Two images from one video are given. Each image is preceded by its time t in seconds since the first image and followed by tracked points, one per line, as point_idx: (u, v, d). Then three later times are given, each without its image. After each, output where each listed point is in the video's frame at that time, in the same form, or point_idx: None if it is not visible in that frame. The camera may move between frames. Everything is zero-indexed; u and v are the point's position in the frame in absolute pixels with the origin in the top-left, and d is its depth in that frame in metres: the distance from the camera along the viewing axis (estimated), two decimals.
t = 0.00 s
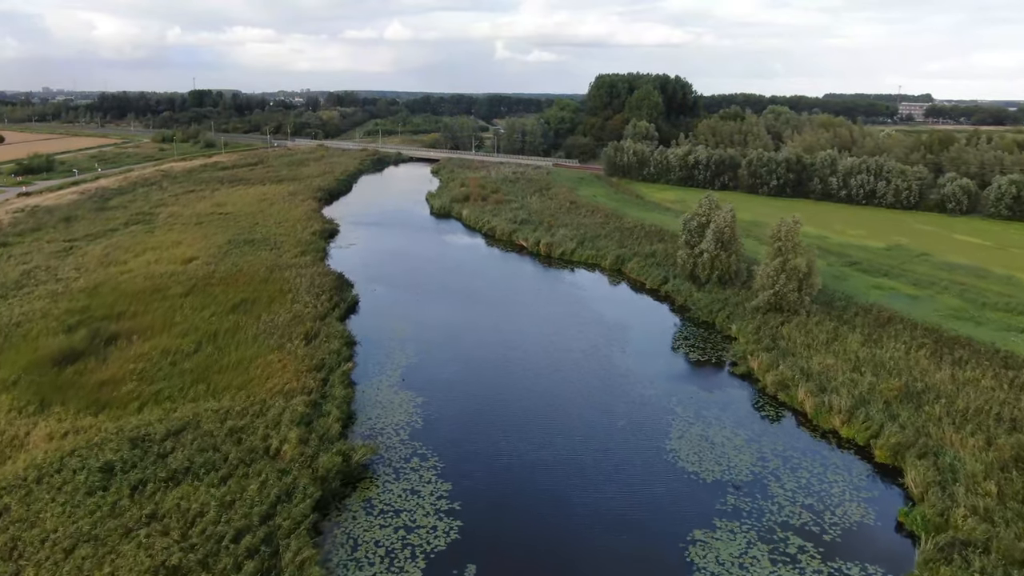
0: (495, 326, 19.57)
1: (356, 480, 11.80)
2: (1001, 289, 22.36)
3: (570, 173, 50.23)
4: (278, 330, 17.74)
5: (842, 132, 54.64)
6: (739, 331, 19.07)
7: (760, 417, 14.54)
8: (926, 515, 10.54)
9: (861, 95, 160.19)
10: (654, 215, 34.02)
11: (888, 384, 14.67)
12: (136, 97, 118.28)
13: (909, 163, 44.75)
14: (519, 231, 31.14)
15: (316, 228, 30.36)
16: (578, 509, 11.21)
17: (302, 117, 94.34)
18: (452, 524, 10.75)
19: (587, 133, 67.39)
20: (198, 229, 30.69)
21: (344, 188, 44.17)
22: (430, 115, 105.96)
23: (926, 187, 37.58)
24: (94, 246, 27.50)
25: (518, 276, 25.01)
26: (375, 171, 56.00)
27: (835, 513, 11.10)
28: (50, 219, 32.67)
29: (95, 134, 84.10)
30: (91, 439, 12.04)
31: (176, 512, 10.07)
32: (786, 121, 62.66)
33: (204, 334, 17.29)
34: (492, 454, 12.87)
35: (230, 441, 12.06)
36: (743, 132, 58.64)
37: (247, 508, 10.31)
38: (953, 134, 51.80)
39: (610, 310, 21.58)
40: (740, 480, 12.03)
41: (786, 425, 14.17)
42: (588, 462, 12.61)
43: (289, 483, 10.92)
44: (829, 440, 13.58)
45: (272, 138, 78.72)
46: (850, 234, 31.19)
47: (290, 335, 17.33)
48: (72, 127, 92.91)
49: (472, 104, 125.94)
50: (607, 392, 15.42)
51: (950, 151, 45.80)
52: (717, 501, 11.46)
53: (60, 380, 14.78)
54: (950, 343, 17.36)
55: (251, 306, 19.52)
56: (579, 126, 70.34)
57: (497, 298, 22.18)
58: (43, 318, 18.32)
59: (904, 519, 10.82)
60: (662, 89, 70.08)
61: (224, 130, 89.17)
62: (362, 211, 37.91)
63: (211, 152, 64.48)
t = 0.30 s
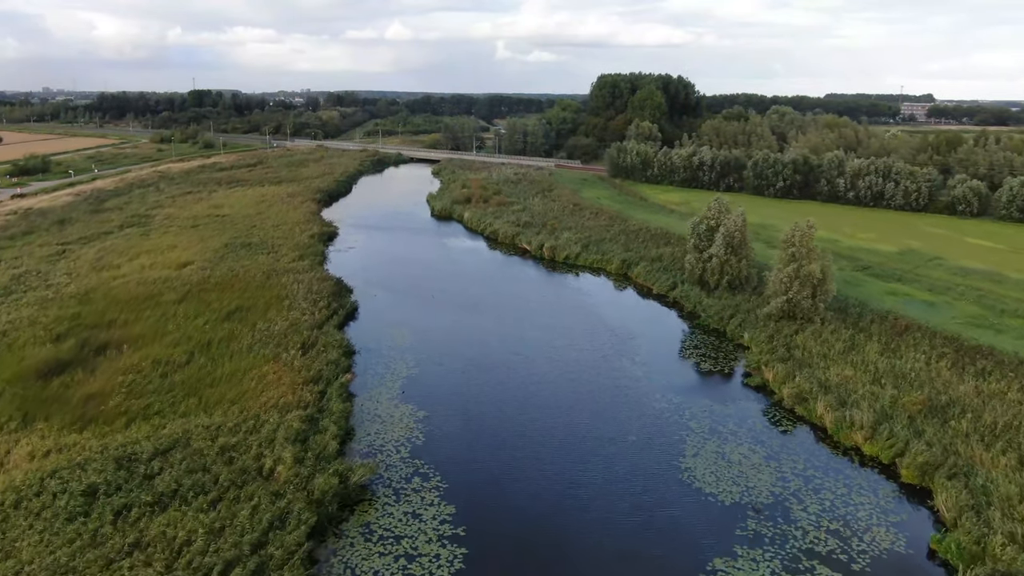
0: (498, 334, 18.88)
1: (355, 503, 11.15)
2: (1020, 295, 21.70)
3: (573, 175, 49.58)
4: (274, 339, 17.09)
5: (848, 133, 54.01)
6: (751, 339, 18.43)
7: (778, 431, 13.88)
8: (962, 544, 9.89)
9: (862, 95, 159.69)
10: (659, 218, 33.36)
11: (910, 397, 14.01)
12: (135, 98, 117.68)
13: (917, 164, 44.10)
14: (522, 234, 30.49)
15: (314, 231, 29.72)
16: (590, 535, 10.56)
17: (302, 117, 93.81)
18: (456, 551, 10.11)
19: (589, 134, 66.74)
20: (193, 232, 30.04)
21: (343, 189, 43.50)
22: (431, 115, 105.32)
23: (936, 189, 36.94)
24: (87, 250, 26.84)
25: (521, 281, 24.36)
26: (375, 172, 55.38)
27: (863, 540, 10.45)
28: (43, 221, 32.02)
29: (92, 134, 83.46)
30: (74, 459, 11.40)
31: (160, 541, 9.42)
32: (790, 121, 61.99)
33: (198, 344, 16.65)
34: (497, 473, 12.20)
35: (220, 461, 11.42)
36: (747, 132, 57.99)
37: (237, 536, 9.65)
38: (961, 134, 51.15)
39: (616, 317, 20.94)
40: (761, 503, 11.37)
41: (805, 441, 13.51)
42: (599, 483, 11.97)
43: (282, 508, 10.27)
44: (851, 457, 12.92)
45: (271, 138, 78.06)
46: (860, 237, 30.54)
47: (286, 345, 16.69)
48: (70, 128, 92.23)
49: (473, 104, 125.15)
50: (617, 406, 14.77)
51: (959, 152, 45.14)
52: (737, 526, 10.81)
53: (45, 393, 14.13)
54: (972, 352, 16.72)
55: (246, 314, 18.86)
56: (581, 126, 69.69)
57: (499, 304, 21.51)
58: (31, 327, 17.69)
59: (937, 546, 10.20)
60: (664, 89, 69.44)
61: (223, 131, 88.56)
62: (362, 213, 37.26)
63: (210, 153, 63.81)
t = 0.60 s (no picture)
0: (502, 342, 18.19)
1: (353, 528, 10.52)
2: None
3: (575, 176, 48.92)
4: (267, 348, 16.43)
5: (853, 133, 53.34)
6: (765, 348, 17.77)
7: (795, 447, 13.21)
8: None
9: (863, 96, 158.91)
10: (664, 220, 32.71)
11: (936, 412, 13.34)
12: (134, 98, 117.11)
13: (925, 165, 43.45)
14: (525, 237, 29.84)
15: (313, 234, 29.06)
16: (602, 563, 9.92)
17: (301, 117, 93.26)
18: None
19: (591, 134, 66.07)
20: (189, 235, 29.43)
21: (342, 190, 42.85)
22: (431, 115, 104.68)
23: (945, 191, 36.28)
24: (79, 254, 26.17)
25: (524, 286, 23.71)
26: (375, 173, 54.76)
27: (894, 570, 9.81)
28: (36, 224, 31.41)
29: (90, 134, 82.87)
30: (56, 480, 10.75)
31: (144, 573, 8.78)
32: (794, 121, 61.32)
33: (191, 354, 16.02)
34: (503, 495, 11.56)
35: (210, 483, 10.78)
36: (751, 133, 57.32)
37: (226, 567, 9.02)
38: (968, 135, 50.48)
39: (623, 323, 20.30)
40: (783, 528, 10.74)
41: (825, 458, 12.84)
42: (610, 505, 11.32)
43: (275, 536, 9.63)
44: (875, 476, 12.27)
45: (270, 138, 77.45)
46: (871, 240, 29.89)
47: (282, 355, 16.05)
48: (70, 129, 91.72)
49: (473, 104, 124.42)
50: (626, 420, 14.12)
51: (967, 152, 44.47)
52: (759, 554, 10.17)
53: (29, 407, 13.48)
54: (996, 362, 16.07)
55: (241, 322, 18.22)
56: (583, 126, 69.03)
57: (502, 311, 20.84)
58: (17, 335, 17.03)
59: None
60: (667, 89, 68.79)
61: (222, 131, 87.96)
62: (361, 215, 36.60)
63: (208, 154, 63.19)
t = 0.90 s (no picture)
0: (506, 351, 17.51)
1: (350, 557, 9.88)
2: None
3: (577, 177, 48.30)
4: (263, 358, 15.77)
5: (858, 134, 52.72)
6: (779, 357, 17.12)
7: (816, 465, 12.55)
8: None
9: (866, 96, 158.02)
10: (669, 223, 32.07)
11: (964, 428, 12.68)
12: (132, 98, 116.55)
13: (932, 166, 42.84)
14: (527, 240, 29.20)
15: (311, 237, 28.41)
16: None
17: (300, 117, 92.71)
18: None
19: (592, 134, 65.45)
20: (185, 238, 28.79)
21: (341, 192, 42.20)
22: (431, 115, 104.10)
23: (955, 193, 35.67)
24: (71, 258, 25.51)
25: (528, 291, 23.05)
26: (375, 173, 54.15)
27: None
28: (28, 226, 30.75)
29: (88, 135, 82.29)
30: (35, 504, 10.10)
31: None
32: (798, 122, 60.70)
33: (183, 365, 15.37)
34: (510, 519, 10.91)
35: (199, 507, 10.14)
36: (755, 133, 56.71)
37: None
38: (975, 136, 49.86)
39: (631, 329, 19.60)
40: (808, 557, 10.10)
41: (849, 478, 12.17)
42: (624, 530, 10.67)
43: (267, 568, 8.99)
44: (903, 497, 11.62)
45: (269, 139, 76.86)
46: (881, 243, 29.24)
47: (277, 365, 15.39)
48: (67, 129, 91.11)
49: (474, 104, 123.79)
50: (638, 435, 13.45)
51: (975, 153, 43.83)
52: None
53: (11, 423, 12.82)
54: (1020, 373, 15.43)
55: (236, 330, 17.55)
56: (584, 126, 68.41)
57: (506, 317, 20.15)
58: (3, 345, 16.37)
59: None
60: (669, 89, 68.20)
61: (220, 131, 87.39)
62: (361, 218, 35.95)
63: (205, 154, 62.56)
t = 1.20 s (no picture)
0: (511, 360, 16.86)
1: None
2: None
3: (580, 178, 47.69)
4: (259, 369, 15.12)
5: (864, 134, 52.08)
6: (796, 367, 16.46)
7: (841, 485, 11.89)
8: None
9: (868, 96, 157.56)
10: (676, 226, 31.40)
11: (996, 446, 12.01)
12: (132, 98, 116.01)
13: (941, 167, 42.19)
14: (532, 244, 28.54)
15: (311, 240, 27.76)
16: None
17: (301, 117, 92.26)
18: None
19: (595, 134, 64.80)
20: (181, 241, 28.15)
21: (342, 194, 41.59)
22: (431, 116, 103.54)
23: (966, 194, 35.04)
24: (65, 262, 24.88)
25: (533, 297, 22.37)
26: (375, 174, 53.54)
27: None
28: (22, 229, 30.11)
29: (87, 135, 81.73)
30: (13, 532, 9.46)
31: None
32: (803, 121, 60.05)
33: (176, 376, 14.75)
34: (519, 545, 10.27)
35: (189, 535, 9.51)
36: (760, 133, 56.06)
37: None
38: (983, 136, 49.20)
39: (641, 336, 18.94)
40: None
41: (876, 499, 11.53)
42: (640, 557, 10.04)
43: None
44: (935, 521, 10.95)
45: (268, 139, 76.25)
46: (894, 246, 28.54)
47: (274, 377, 14.75)
48: (66, 130, 90.50)
49: (475, 104, 123.10)
50: (653, 452, 12.80)
51: (985, 153, 43.15)
52: None
53: None
54: None
55: (231, 339, 16.91)
56: (587, 127, 67.81)
57: (511, 324, 19.51)
58: None
59: None
60: (672, 89, 67.60)
61: (220, 131, 86.87)
62: (361, 220, 35.31)
63: (204, 155, 61.94)
